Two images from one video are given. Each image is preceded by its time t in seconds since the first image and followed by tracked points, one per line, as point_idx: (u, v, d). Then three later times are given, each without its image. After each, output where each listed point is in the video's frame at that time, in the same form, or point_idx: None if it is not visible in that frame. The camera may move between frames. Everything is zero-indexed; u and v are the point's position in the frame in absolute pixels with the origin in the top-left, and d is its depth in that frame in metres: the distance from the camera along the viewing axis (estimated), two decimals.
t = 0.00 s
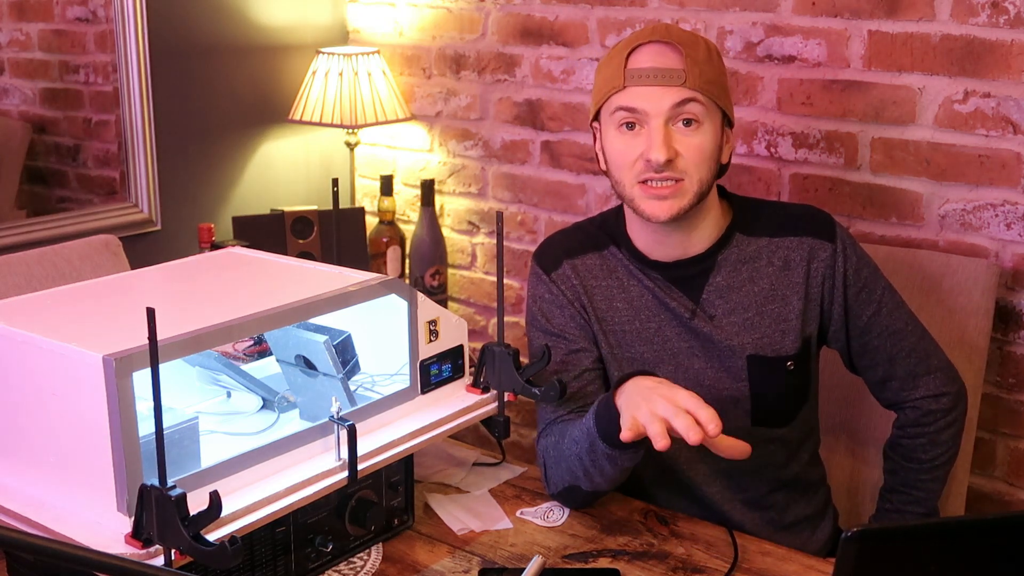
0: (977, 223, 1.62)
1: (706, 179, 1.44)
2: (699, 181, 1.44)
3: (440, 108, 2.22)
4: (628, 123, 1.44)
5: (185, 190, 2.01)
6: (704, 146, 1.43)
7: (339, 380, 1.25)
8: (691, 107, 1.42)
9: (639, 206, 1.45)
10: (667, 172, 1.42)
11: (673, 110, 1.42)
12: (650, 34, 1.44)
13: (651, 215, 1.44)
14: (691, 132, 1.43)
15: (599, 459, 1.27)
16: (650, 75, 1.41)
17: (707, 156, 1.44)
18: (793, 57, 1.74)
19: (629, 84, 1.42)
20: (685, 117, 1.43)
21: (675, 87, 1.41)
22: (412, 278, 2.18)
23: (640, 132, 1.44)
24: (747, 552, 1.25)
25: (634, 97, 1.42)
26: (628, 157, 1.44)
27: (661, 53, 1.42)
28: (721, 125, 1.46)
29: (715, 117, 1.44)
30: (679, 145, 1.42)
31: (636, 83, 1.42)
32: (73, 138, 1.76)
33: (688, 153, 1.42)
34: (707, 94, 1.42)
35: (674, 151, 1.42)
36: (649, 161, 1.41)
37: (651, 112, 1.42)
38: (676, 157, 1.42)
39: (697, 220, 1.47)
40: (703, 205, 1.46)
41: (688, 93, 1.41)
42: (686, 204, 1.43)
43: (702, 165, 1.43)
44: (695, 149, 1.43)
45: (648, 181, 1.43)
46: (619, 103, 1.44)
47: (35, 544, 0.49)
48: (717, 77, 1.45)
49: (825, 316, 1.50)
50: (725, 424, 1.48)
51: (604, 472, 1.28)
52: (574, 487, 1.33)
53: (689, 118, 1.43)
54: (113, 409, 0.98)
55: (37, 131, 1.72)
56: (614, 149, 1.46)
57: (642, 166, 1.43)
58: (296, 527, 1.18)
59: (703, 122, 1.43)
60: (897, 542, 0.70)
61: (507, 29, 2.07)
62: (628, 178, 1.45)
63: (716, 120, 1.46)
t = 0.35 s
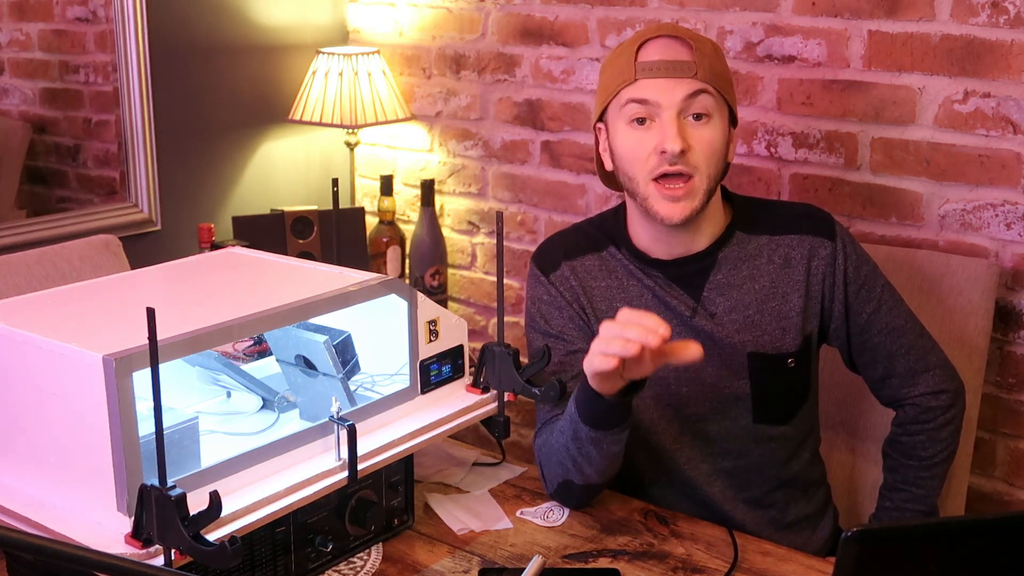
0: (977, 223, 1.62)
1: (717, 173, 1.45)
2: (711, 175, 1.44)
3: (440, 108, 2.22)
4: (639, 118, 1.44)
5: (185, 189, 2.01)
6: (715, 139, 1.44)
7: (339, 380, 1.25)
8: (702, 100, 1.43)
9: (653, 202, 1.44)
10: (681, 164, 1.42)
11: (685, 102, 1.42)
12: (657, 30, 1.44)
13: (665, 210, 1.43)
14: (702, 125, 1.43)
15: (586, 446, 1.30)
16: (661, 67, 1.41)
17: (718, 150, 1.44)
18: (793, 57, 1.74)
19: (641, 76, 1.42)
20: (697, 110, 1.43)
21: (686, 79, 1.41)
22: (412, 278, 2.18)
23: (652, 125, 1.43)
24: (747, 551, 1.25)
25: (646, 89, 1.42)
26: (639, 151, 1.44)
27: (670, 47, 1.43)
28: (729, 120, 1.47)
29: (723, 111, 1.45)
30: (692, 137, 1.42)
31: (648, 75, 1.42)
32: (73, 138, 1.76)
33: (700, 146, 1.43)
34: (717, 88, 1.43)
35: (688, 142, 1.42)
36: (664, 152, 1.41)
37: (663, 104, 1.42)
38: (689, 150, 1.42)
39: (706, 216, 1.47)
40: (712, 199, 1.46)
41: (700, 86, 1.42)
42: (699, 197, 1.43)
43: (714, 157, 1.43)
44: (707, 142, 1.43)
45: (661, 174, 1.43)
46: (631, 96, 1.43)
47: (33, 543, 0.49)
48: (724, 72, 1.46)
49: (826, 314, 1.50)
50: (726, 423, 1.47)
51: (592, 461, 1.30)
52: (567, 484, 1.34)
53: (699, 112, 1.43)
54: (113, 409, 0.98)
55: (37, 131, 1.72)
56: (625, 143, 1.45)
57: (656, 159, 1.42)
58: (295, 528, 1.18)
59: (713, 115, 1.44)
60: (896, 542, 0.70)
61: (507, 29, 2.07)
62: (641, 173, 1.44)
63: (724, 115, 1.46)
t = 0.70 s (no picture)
0: (977, 223, 1.62)
1: (705, 172, 1.44)
2: (699, 173, 1.43)
3: (440, 108, 2.22)
4: (629, 115, 1.45)
5: (185, 189, 2.01)
6: (704, 139, 1.44)
7: (340, 380, 1.25)
8: (692, 98, 1.43)
9: (638, 197, 1.44)
10: (667, 162, 1.42)
11: (674, 101, 1.42)
12: (653, 27, 1.44)
13: (649, 206, 1.44)
14: (691, 124, 1.43)
15: (615, 467, 1.26)
16: (652, 66, 1.42)
17: (706, 149, 1.44)
18: (793, 57, 1.74)
19: (632, 74, 1.43)
20: (687, 109, 1.43)
21: (677, 78, 1.41)
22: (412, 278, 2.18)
23: (640, 122, 1.44)
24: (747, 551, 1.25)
25: (636, 87, 1.42)
26: (628, 148, 1.44)
27: (663, 45, 1.42)
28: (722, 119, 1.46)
29: (715, 110, 1.45)
30: (680, 137, 1.43)
31: (639, 73, 1.42)
32: (73, 138, 1.76)
33: (687, 145, 1.43)
34: (708, 87, 1.43)
35: (674, 141, 1.42)
36: (649, 150, 1.42)
37: (652, 102, 1.42)
38: (675, 148, 1.42)
39: (696, 214, 1.47)
40: (700, 197, 1.46)
41: (690, 85, 1.42)
42: (684, 196, 1.43)
43: (701, 157, 1.43)
44: (695, 141, 1.43)
45: (647, 172, 1.44)
46: (621, 93, 1.44)
47: (32, 543, 0.49)
48: (719, 70, 1.45)
49: (824, 319, 1.50)
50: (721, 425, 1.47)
51: (618, 478, 1.27)
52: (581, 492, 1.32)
53: (689, 110, 1.43)
54: (113, 409, 0.98)
55: (37, 131, 1.72)
56: (615, 139, 1.46)
57: (642, 156, 1.43)
58: (295, 527, 1.18)
59: (703, 114, 1.44)
60: (897, 542, 0.69)
61: (507, 29, 2.07)
62: (628, 169, 1.45)
63: (717, 114, 1.46)
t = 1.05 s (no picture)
0: (977, 223, 1.62)
1: (706, 180, 1.44)
2: (700, 183, 1.43)
3: (440, 108, 2.22)
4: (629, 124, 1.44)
5: (185, 189, 2.01)
6: (705, 147, 1.43)
7: (340, 380, 1.25)
8: (693, 108, 1.42)
9: (639, 206, 1.44)
10: (668, 173, 1.42)
11: (675, 111, 1.42)
12: (652, 34, 1.44)
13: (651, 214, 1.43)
14: (692, 133, 1.43)
15: (603, 427, 1.30)
16: (652, 75, 1.41)
17: (707, 159, 1.44)
18: (793, 57, 1.74)
19: (632, 83, 1.42)
20: (688, 119, 1.43)
21: (678, 87, 1.41)
22: (412, 278, 2.18)
23: (641, 133, 1.43)
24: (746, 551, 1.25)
25: (637, 97, 1.42)
26: (628, 157, 1.44)
27: (664, 54, 1.42)
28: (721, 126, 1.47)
29: (715, 118, 1.45)
30: (681, 146, 1.42)
31: (638, 82, 1.42)
32: (73, 138, 1.76)
33: (690, 155, 1.42)
34: (709, 97, 1.43)
35: (676, 152, 1.41)
36: (651, 161, 1.41)
37: (652, 112, 1.42)
38: (678, 158, 1.42)
39: (697, 220, 1.47)
40: (701, 206, 1.46)
41: (690, 95, 1.41)
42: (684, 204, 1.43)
43: (702, 166, 1.43)
44: (696, 151, 1.43)
45: (648, 181, 1.43)
46: (621, 103, 1.43)
47: (32, 544, 0.49)
48: (719, 79, 1.46)
49: (819, 318, 1.51)
50: (718, 425, 1.47)
51: (608, 441, 1.31)
52: (579, 475, 1.33)
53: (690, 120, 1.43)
54: (113, 409, 0.98)
55: (37, 131, 1.72)
56: (614, 148, 1.45)
57: (644, 165, 1.42)
58: (295, 527, 1.18)
59: (704, 124, 1.43)
60: (896, 542, 0.69)
61: (507, 29, 2.07)
62: (629, 178, 1.44)
63: (716, 122, 1.46)
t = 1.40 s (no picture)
0: (977, 223, 1.62)
1: (701, 177, 1.44)
2: (695, 178, 1.43)
3: (440, 108, 2.22)
4: (624, 121, 1.44)
5: (185, 189, 2.01)
6: (700, 144, 1.44)
7: (340, 380, 1.25)
8: (688, 104, 1.43)
9: (634, 203, 1.44)
10: (663, 169, 1.42)
11: (669, 107, 1.42)
12: (647, 32, 1.44)
13: (646, 211, 1.43)
14: (687, 129, 1.43)
15: (611, 475, 1.26)
16: (647, 72, 1.41)
17: (702, 154, 1.44)
18: (793, 57, 1.74)
19: (627, 79, 1.42)
20: (682, 115, 1.43)
21: (672, 83, 1.41)
22: (412, 278, 2.18)
23: (636, 129, 1.43)
24: (747, 551, 1.25)
25: (632, 93, 1.42)
26: (624, 154, 1.44)
27: (659, 51, 1.42)
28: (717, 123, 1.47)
29: (710, 115, 1.45)
30: (676, 142, 1.42)
31: (634, 79, 1.42)
32: (73, 138, 1.76)
33: (684, 150, 1.43)
34: (703, 92, 1.43)
35: (671, 147, 1.42)
36: (646, 157, 1.41)
37: (648, 108, 1.42)
38: (672, 153, 1.42)
39: (693, 216, 1.47)
40: (696, 202, 1.46)
41: (685, 91, 1.42)
42: (680, 200, 1.43)
43: (697, 161, 1.43)
44: (691, 147, 1.43)
45: (644, 177, 1.43)
46: (616, 99, 1.43)
47: (31, 543, 0.49)
48: (714, 76, 1.46)
49: (820, 318, 1.50)
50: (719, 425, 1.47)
51: (617, 486, 1.26)
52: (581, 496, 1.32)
53: (685, 116, 1.43)
54: (113, 409, 0.98)
55: (37, 131, 1.72)
56: (610, 145, 1.46)
57: (638, 161, 1.43)
58: (295, 527, 1.18)
59: (699, 120, 1.44)
60: (897, 542, 0.69)
61: (507, 29, 2.07)
62: (624, 175, 1.45)
63: (711, 119, 1.46)
